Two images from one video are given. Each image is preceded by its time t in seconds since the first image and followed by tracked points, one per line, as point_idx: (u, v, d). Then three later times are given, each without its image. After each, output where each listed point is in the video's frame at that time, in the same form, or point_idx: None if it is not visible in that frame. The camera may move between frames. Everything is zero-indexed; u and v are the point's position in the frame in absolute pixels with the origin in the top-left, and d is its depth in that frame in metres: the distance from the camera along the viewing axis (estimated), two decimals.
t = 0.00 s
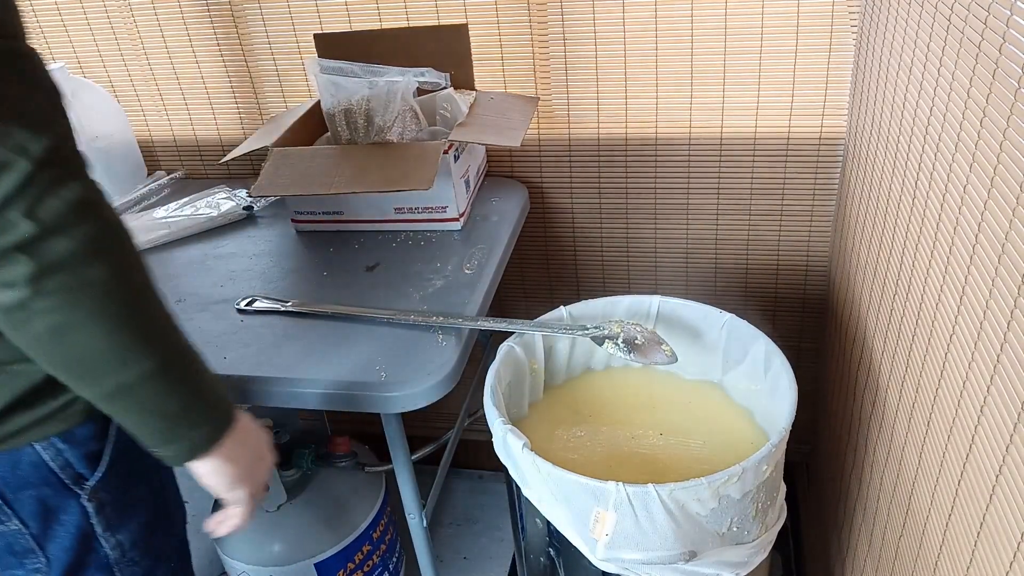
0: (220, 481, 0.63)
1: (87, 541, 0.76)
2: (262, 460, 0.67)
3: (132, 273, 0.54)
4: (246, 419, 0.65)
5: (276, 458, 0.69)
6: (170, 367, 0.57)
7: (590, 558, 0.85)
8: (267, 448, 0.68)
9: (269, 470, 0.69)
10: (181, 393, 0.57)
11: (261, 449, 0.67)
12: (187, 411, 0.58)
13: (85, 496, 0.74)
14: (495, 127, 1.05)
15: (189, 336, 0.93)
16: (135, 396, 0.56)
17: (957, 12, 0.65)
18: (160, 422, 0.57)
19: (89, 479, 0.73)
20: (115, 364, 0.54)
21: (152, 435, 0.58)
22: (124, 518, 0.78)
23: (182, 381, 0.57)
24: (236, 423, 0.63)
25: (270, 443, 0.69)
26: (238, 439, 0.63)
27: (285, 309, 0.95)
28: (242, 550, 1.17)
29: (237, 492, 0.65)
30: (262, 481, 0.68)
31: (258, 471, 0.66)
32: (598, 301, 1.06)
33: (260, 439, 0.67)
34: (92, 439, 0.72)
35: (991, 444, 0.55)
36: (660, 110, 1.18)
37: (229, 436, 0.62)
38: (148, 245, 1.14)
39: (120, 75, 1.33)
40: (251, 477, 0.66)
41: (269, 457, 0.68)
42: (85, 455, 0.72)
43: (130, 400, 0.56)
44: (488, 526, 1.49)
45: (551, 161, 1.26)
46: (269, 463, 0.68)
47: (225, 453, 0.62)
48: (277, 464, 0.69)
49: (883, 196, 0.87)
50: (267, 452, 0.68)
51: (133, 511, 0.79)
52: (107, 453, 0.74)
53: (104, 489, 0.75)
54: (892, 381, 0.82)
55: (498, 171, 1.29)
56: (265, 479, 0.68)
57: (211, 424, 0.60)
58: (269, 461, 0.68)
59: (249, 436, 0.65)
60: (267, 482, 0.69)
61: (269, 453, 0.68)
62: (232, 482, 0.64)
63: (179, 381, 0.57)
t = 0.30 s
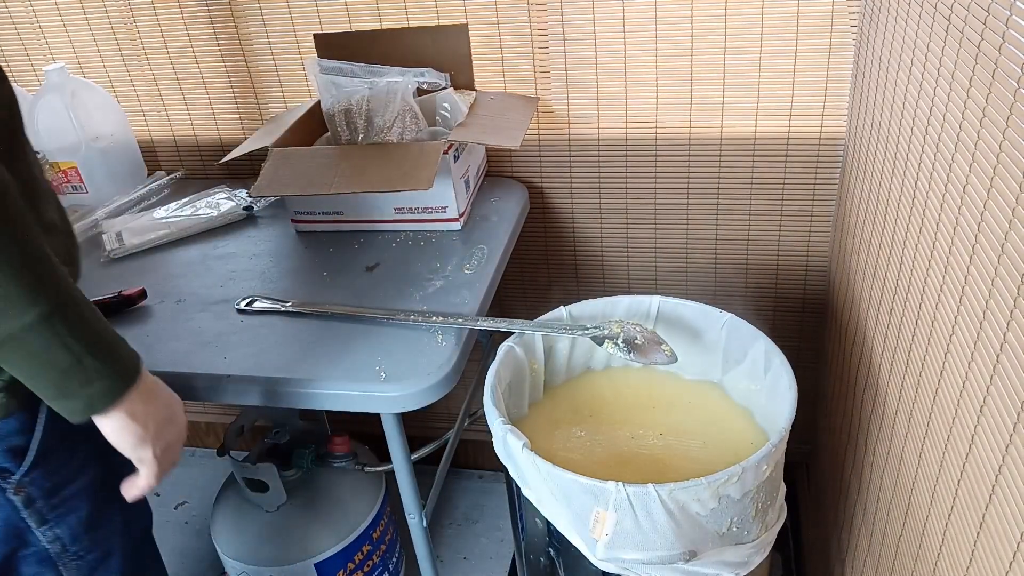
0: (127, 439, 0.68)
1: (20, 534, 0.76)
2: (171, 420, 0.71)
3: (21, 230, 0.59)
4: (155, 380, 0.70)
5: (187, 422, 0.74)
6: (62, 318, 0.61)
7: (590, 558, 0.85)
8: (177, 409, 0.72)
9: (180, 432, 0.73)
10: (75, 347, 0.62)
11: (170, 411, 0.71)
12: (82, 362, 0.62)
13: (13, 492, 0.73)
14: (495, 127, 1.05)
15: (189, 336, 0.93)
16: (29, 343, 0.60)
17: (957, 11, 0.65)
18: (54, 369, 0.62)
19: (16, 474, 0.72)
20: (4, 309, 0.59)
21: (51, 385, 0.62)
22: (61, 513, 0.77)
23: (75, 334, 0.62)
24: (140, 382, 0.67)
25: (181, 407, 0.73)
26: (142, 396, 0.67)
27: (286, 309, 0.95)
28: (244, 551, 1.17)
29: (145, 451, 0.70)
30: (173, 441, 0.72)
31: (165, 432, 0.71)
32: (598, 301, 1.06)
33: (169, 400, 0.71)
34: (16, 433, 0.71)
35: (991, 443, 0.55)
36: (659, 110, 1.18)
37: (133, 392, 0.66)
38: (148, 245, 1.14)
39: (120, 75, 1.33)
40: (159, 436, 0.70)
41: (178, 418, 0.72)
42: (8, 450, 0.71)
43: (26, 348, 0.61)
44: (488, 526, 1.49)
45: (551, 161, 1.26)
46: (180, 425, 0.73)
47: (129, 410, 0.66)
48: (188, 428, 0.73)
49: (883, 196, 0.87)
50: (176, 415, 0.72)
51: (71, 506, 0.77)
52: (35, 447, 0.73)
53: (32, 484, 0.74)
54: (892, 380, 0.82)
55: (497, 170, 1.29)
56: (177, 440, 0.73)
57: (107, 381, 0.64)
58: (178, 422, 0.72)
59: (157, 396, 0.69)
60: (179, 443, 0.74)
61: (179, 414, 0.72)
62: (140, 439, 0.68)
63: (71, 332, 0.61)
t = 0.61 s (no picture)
0: (94, 395, 0.69)
1: None
2: (140, 378, 0.73)
3: None
4: (118, 338, 0.71)
5: (157, 380, 0.75)
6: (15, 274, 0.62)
7: (590, 558, 0.85)
8: (146, 367, 0.74)
9: (152, 390, 0.75)
10: (30, 304, 0.63)
11: (136, 367, 0.73)
12: (38, 318, 0.64)
13: None
14: (495, 127, 1.05)
15: (189, 336, 0.93)
16: None
17: (957, 11, 0.65)
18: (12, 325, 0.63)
19: None
20: None
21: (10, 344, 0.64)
22: (26, 499, 0.76)
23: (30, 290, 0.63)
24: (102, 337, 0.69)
25: (152, 365, 0.75)
26: (104, 352, 0.69)
27: (285, 309, 0.95)
28: (244, 551, 1.18)
29: (114, 408, 0.71)
30: (143, 400, 0.74)
31: (134, 389, 0.72)
32: (597, 301, 1.06)
33: (135, 357, 0.73)
34: None
35: (991, 444, 0.55)
36: (659, 110, 1.18)
37: (94, 348, 0.68)
38: (148, 246, 1.14)
39: (120, 74, 1.33)
40: (127, 393, 0.72)
41: (149, 376, 0.74)
42: None
43: None
44: (488, 526, 1.49)
45: (551, 161, 1.26)
46: (149, 383, 0.74)
47: (92, 366, 0.68)
48: (157, 386, 0.75)
49: (883, 196, 0.87)
50: (144, 372, 0.74)
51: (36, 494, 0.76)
52: None
53: None
54: (892, 380, 0.81)
55: (497, 170, 1.29)
56: (149, 398, 0.75)
57: (66, 337, 0.65)
58: (148, 380, 0.74)
59: (120, 353, 0.71)
60: (152, 401, 0.76)
61: (149, 372, 0.74)
62: (106, 396, 0.70)
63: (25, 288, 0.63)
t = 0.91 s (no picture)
0: (51, 406, 0.69)
1: None
2: (101, 388, 0.73)
3: None
4: (80, 348, 0.72)
5: (120, 391, 0.76)
6: None
7: (590, 558, 0.85)
8: (108, 376, 0.74)
9: (114, 399, 0.75)
10: None
11: (99, 377, 0.73)
12: None
13: None
14: (495, 127, 1.05)
15: (188, 336, 0.93)
16: None
17: (958, 11, 0.65)
18: None
19: None
20: None
21: None
22: (13, 496, 0.75)
23: None
24: (62, 346, 0.69)
25: (116, 375, 0.75)
26: (63, 361, 0.69)
27: (285, 309, 0.95)
28: (244, 551, 1.18)
29: (73, 418, 0.71)
30: (104, 410, 0.74)
31: (94, 399, 0.73)
32: (597, 301, 1.06)
33: (98, 366, 0.73)
34: None
35: (991, 444, 0.55)
36: (659, 110, 1.18)
37: (52, 357, 0.68)
38: (147, 245, 1.14)
39: (121, 74, 1.33)
40: (86, 404, 0.72)
41: (110, 386, 0.74)
42: None
43: None
44: (488, 526, 1.49)
45: (551, 161, 1.26)
46: (112, 393, 0.75)
47: (51, 375, 0.68)
48: (120, 397, 0.76)
49: (883, 196, 0.87)
50: (107, 383, 0.74)
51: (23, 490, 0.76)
52: None
53: None
54: (892, 380, 0.81)
55: (497, 170, 1.29)
56: (111, 408, 0.75)
57: (18, 345, 0.64)
58: (110, 391, 0.74)
59: (82, 363, 0.71)
60: (115, 411, 0.76)
61: (111, 382, 0.74)
62: (65, 407, 0.70)
63: None
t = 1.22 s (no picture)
0: (55, 425, 0.68)
1: None
2: (108, 408, 0.71)
3: None
4: (89, 366, 0.70)
5: (129, 411, 0.74)
6: None
7: (590, 558, 0.85)
8: (116, 397, 0.72)
9: (123, 419, 0.73)
10: None
11: (105, 397, 0.71)
12: None
13: None
14: (495, 127, 1.05)
15: (188, 336, 0.93)
16: None
17: (957, 12, 0.65)
18: None
19: None
20: None
21: None
22: (14, 509, 0.76)
23: None
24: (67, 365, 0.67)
25: (125, 396, 0.73)
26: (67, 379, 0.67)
27: (285, 309, 0.95)
28: (244, 551, 1.17)
29: (77, 439, 0.70)
30: (112, 431, 0.72)
31: (100, 420, 0.71)
32: (597, 301, 1.06)
33: (106, 386, 0.71)
34: None
35: (990, 443, 0.55)
36: (659, 110, 1.18)
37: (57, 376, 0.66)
38: (147, 245, 1.14)
39: (121, 74, 1.33)
40: (92, 424, 0.70)
41: (119, 406, 0.72)
42: None
43: None
44: (488, 526, 1.49)
45: (551, 161, 1.26)
46: (119, 414, 0.73)
47: (53, 395, 0.67)
48: (128, 417, 0.73)
49: (883, 196, 0.87)
50: (114, 403, 0.72)
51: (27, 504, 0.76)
52: None
53: None
54: (892, 380, 0.82)
55: (497, 171, 1.29)
56: (119, 429, 0.73)
57: (23, 363, 0.64)
58: (118, 411, 0.72)
59: (88, 382, 0.69)
60: (123, 432, 0.74)
61: (120, 402, 0.72)
62: (68, 427, 0.68)
63: None
